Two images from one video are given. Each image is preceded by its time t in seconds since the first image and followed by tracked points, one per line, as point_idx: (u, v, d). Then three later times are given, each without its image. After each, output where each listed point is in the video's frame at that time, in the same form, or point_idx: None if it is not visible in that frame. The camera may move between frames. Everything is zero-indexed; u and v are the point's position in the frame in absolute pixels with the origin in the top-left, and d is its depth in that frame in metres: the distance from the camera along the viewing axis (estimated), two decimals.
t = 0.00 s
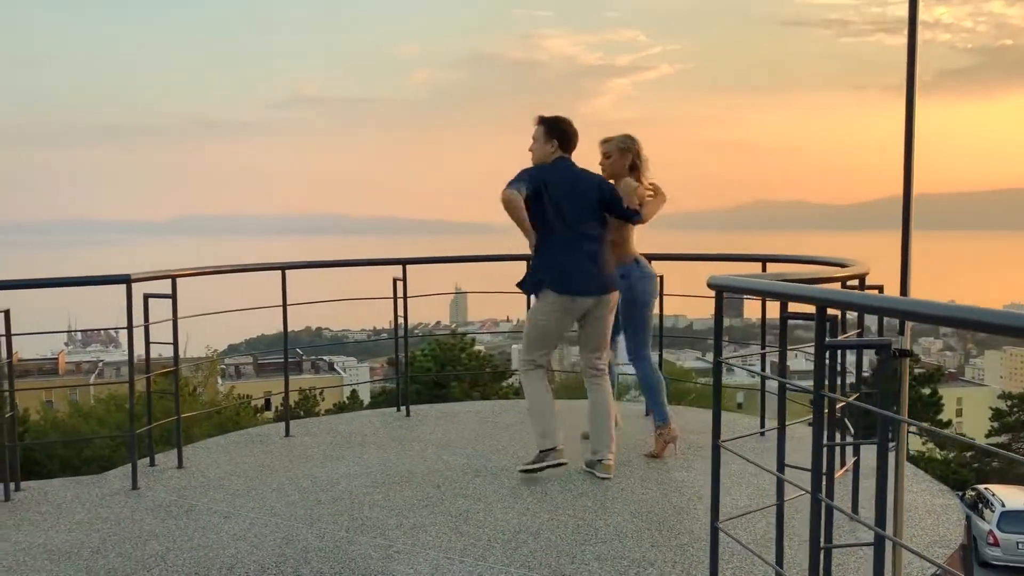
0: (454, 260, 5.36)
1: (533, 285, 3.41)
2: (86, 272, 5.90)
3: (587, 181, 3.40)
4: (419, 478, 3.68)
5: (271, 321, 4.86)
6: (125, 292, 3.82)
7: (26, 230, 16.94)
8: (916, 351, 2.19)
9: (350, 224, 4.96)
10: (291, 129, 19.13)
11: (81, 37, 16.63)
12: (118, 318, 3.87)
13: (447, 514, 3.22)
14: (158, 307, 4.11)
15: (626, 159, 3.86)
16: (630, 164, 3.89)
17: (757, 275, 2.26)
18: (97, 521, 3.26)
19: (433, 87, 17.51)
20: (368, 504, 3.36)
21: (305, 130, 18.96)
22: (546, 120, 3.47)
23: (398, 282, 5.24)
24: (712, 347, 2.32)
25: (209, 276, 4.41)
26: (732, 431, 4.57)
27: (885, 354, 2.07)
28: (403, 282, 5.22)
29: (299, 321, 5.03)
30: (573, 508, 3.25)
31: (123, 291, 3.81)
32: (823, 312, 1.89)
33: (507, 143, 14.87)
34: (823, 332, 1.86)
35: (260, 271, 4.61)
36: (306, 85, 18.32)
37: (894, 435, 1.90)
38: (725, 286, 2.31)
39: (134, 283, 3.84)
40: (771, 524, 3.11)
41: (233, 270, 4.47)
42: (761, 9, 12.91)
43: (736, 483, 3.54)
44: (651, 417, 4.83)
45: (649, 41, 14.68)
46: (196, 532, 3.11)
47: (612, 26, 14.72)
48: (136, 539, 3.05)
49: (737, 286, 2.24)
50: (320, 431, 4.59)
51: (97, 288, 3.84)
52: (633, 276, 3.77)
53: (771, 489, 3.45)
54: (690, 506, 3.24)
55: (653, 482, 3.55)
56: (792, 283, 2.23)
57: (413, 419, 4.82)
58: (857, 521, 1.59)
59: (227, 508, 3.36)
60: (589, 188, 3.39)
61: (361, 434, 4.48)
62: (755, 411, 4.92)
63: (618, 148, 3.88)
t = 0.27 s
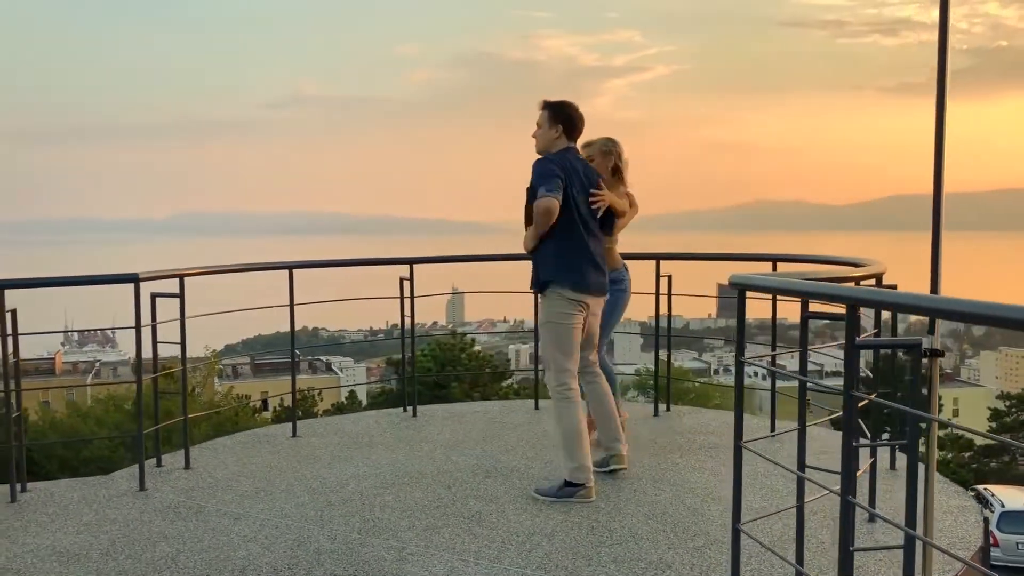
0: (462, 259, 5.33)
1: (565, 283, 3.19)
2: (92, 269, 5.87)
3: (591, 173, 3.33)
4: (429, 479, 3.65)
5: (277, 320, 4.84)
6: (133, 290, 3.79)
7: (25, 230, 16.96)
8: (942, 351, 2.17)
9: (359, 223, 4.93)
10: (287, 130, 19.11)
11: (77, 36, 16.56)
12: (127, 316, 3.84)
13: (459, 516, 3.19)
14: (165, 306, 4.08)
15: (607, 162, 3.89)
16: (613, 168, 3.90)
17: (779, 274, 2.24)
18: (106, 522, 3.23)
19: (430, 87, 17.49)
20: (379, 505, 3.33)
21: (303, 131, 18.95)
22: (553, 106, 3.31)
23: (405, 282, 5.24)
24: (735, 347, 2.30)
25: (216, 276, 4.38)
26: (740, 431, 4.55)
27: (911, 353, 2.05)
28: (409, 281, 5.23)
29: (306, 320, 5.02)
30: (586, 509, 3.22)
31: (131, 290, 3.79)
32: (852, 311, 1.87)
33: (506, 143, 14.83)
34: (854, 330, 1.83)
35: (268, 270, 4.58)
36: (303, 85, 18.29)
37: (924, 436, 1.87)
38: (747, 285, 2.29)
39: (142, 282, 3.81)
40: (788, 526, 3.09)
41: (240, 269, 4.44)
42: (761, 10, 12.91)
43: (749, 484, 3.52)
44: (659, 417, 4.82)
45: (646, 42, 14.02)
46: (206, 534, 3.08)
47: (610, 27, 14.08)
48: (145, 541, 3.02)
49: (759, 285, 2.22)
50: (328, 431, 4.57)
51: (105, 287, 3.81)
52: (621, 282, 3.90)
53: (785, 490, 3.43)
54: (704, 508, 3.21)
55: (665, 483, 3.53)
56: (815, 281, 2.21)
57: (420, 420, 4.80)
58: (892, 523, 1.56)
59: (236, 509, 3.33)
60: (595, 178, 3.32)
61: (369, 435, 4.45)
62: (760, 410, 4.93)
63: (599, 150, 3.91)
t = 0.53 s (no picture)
0: (467, 262, 5.29)
1: (592, 296, 3.19)
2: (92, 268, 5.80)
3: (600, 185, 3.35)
4: (436, 482, 3.64)
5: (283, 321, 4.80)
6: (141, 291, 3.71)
7: (18, 231, 16.71)
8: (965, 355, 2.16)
9: (365, 224, 4.88)
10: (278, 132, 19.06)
11: (66, 37, 16.41)
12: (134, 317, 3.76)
13: (470, 519, 3.18)
14: (170, 307, 4.01)
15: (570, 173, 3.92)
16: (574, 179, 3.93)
17: (797, 277, 2.24)
18: (114, 526, 3.20)
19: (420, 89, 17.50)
20: (389, 509, 3.32)
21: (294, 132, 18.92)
22: (567, 113, 3.30)
23: (408, 284, 5.22)
24: (754, 350, 2.30)
25: (221, 277, 4.32)
26: (746, 431, 4.56)
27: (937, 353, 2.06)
28: (413, 283, 5.22)
29: (309, 321, 4.98)
30: (597, 512, 3.21)
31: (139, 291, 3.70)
32: (881, 313, 1.85)
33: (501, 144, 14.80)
34: (884, 333, 1.81)
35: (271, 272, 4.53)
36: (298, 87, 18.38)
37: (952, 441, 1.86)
38: (767, 286, 2.28)
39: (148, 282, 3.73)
40: (801, 530, 3.09)
41: (245, 271, 4.38)
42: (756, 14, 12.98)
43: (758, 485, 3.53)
44: (664, 418, 4.81)
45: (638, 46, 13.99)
46: (217, 539, 3.05)
47: (604, 29, 14.10)
48: (156, 545, 3.00)
49: (778, 288, 2.22)
50: (333, 433, 4.55)
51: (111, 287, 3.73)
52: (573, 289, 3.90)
53: (794, 493, 3.43)
54: (716, 510, 3.21)
55: (675, 485, 3.52)
56: (839, 283, 2.19)
57: (425, 422, 4.78)
58: (929, 531, 1.55)
59: (246, 513, 3.31)
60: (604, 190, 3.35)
61: (373, 437, 4.43)
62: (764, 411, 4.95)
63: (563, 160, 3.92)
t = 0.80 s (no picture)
0: (468, 262, 5.27)
1: (624, 289, 3.42)
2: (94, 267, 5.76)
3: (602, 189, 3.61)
4: (444, 483, 3.64)
5: (284, 324, 4.72)
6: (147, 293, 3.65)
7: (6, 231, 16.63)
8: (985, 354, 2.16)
9: (369, 226, 4.84)
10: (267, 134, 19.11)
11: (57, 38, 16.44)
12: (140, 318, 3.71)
13: (480, 520, 3.18)
14: (175, 309, 3.95)
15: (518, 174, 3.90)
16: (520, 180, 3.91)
17: (816, 277, 2.24)
18: (122, 529, 3.18)
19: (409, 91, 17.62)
20: (398, 510, 3.31)
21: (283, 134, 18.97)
22: (578, 120, 3.54)
23: (411, 285, 5.17)
24: (772, 350, 2.30)
25: (225, 279, 4.26)
26: (750, 430, 4.56)
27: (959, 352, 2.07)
28: (416, 285, 5.17)
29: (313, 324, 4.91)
30: (606, 513, 3.22)
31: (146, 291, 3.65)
32: (905, 314, 1.86)
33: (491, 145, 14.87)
34: (908, 331, 1.82)
35: (275, 273, 4.47)
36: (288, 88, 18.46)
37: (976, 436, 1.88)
38: (786, 287, 2.29)
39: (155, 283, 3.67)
40: (812, 529, 3.10)
41: (249, 273, 4.32)
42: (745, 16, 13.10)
43: (765, 485, 3.54)
44: (667, 419, 4.81)
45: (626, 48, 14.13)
46: (227, 540, 3.04)
47: (593, 32, 14.22)
48: (165, 547, 2.98)
49: (798, 288, 2.22)
50: (336, 435, 4.54)
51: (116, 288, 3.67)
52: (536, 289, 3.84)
53: (802, 492, 3.44)
54: (725, 511, 3.22)
55: (682, 486, 3.53)
56: (858, 282, 2.20)
57: (428, 424, 4.77)
58: (956, 528, 1.56)
59: (254, 514, 3.30)
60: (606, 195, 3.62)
61: (377, 438, 4.43)
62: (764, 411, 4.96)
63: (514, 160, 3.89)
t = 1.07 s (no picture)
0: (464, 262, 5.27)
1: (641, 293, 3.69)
2: (86, 268, 5.69)
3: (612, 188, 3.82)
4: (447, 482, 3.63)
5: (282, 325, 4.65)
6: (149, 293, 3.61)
7: None
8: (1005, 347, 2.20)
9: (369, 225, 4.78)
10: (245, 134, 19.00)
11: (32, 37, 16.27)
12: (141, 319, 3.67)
13: (486, 519, 3.18)
14: (175, 311, 3.91)
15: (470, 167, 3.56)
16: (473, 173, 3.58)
17: (830, 275, 2.26)
18: (125, 531, 3.16)
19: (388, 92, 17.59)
20: (403, 509, 3.31)
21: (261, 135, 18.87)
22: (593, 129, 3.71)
23: (407, 285, 5.15)
24: (786, 346, 2.32)
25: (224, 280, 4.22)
26: (748, 429, 4.58)
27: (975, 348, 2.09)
28: (412, 285, 5.15)
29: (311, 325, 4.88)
30: (612, 511, 3.23)
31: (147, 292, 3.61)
32: (926, 311, 1.87)
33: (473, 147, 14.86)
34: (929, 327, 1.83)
35: (274, 273, 4.44)
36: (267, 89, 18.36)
37: (998, 428, 1.92)
38: (800, 285, 2.31)
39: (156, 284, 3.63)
40: (817, 525, 3.13)
41: (249, 273, 4.29)
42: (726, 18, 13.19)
43: (768, 482, 3.56)
44: (664, 418, 4.83)
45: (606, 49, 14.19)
46: (232, 542, 3.02)
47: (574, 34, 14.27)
48: (171, 549, 2.96)
49: (813, 285, 2.24)
50: (334, 435, 4.52)
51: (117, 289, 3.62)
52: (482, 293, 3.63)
53: (805, 489, 3.46)
54: (731, 508, 3.24)
55: (686, 484, 3.55)
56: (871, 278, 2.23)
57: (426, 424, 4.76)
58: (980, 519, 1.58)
59: (258, 515, 3.28)
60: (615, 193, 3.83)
61: (377, 438, 4.42)
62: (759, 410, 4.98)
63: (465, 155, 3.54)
